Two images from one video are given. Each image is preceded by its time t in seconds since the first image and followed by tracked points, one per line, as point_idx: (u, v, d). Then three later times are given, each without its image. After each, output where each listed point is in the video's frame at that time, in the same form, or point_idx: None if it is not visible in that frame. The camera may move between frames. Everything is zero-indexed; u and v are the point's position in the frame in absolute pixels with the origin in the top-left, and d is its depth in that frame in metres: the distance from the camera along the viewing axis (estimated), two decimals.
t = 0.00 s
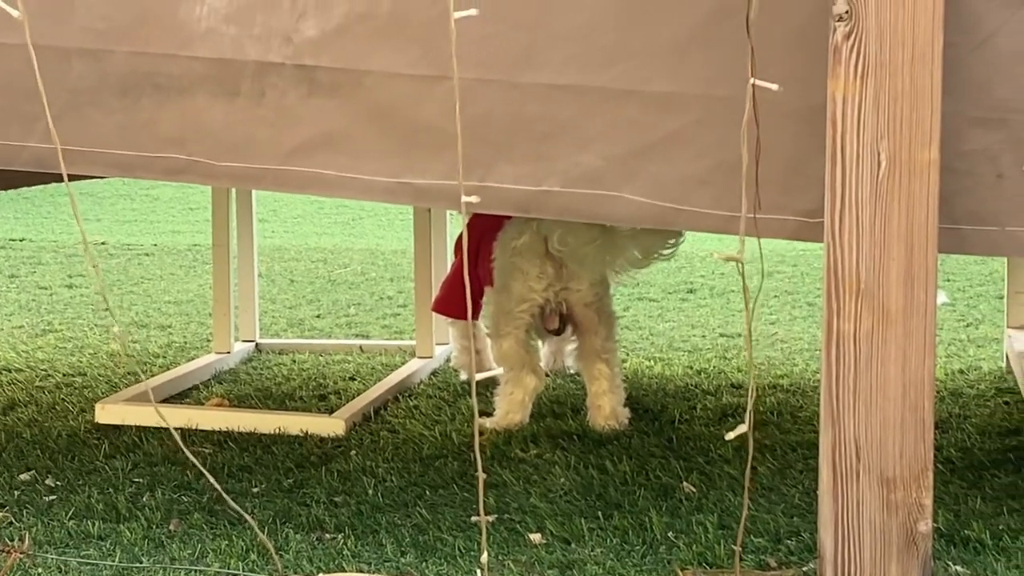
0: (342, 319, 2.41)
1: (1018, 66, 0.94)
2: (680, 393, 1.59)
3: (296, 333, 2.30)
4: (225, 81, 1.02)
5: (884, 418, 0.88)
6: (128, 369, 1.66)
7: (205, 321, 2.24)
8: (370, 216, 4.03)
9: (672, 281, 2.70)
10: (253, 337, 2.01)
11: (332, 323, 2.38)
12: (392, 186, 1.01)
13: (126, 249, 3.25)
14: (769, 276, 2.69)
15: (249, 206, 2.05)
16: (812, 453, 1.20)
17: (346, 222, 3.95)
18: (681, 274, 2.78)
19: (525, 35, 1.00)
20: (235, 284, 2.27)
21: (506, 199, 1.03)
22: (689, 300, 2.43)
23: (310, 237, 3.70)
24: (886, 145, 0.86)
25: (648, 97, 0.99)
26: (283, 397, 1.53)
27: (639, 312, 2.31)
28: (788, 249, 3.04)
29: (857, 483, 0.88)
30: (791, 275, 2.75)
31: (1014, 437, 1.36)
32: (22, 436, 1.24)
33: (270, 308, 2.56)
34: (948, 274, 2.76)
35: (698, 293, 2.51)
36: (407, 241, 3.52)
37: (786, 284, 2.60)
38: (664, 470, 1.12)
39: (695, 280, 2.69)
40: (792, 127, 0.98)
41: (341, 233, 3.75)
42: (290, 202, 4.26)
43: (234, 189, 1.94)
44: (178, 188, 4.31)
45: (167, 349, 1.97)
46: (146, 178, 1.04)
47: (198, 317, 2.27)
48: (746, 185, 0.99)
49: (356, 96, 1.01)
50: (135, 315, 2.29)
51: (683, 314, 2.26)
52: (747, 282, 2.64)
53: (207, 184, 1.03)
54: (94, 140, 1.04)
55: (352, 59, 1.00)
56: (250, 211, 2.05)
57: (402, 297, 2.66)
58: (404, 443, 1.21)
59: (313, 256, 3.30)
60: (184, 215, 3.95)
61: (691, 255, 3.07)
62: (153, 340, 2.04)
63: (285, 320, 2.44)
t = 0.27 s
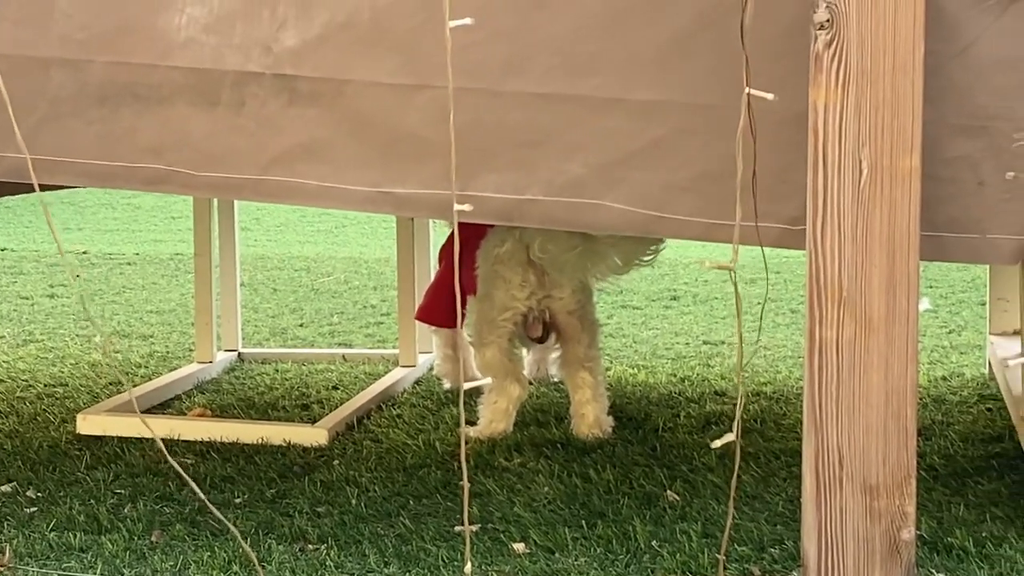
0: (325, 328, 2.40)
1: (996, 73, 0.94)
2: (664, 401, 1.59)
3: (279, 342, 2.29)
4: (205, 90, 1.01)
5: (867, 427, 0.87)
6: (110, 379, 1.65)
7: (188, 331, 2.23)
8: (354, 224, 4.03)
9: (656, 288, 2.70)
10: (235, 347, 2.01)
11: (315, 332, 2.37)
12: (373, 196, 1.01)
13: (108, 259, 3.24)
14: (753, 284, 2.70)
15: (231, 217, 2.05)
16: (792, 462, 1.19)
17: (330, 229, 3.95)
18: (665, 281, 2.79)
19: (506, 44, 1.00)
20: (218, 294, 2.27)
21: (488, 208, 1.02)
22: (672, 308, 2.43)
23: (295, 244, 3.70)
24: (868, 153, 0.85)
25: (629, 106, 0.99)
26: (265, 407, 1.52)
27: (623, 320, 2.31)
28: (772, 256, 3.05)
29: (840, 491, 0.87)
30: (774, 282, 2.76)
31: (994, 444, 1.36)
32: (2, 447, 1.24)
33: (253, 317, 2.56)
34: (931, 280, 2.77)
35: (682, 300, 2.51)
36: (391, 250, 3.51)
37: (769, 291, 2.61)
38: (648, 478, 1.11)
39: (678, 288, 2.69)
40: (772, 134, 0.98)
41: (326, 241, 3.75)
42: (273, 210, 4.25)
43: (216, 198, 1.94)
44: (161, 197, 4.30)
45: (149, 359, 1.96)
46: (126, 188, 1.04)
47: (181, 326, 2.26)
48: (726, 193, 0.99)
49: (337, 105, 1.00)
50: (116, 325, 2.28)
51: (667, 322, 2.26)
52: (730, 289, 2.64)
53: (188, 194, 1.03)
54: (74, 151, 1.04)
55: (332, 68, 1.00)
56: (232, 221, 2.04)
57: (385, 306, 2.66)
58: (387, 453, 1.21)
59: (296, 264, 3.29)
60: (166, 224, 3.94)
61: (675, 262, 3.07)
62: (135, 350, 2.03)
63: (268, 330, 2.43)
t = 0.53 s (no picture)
0: (314, 336, 2.40)
1: (982, 81, 0.94)
2: (653, 408, 1.59)
3: (268, 351, 2.29)
4: (194, 99, 1.01)
5: (856, 434, 0.87)
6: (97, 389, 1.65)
7: (176, 340, 2.23)
8: (342, 233, 4.03)
9: (645, 295, 2.70)
10: (223, 355, 2.00)
11: (303, 341, 2.37)
12: (364, 204, 1.02)
13: (96, 268, 3.23)
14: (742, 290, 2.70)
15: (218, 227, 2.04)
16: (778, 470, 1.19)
17: (320, 237, 3.95)
18: (654, 287, 2.79)
19: (494, 52, 1.00)
20: (206, 303, 2.26)
21: (477, 215, 1.03)
22: (661, 315, 2.43)
23: (285, 253, 3.70)
24: (857, 160, 0.85)
25: (618, 113, 0.99)
26: (254, 416, 1.52)
27: (612, 327, 2.31)
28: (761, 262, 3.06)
29: (829, 498, 0.87)
30: (763, 288, 2.76)
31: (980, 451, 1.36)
32: None
33: (242, 325, 2.55)
34: (920, 286, 2.78)
35: (671, 307, 2.51)
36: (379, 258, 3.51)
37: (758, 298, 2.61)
38: (637, 485, 1.11)
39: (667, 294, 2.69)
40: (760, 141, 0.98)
41: (316, 249, 3.75)
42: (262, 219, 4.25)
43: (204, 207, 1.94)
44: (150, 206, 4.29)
45: (137, 368, 1.95)
46: (115, 197, 1.04)
47: (169, 335, 2.26)
48: (715, 199, 1.00)
49: (326, 112, 1.01)
50: (104, 334, 2.27)
51: (656, 329, 2.26)
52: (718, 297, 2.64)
53: (177, 202, 1.03)
54: (62, 159, 1.04)
55: (322, 76, 1.00)
56: (220, 230, 2.04)
57: (373, 314, 2.66)
58: (375, 462, 1.20)
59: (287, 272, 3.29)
60: (155, 233, 3.93)
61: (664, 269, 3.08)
62: (123, 359, 2.03)
63: (257, 338, 2.43)
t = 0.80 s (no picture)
0: (304, 342, 2.40)
1: (971, 86, 0.94)
2: (645, 414, 1.59)
3: (259, 358, 2.28)
4: (186, 105, 1.01)
5: (847, 438, 0.87)
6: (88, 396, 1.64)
7: (166, 347, 2.22)
8: (331, 240, 4.02)
9: (636, 301, 2.70)
10: (214, 362, 2.00)
11: (293, 347, 2.37)
12: (359, 208, 1.02)
13: (86, 275, 3.21)
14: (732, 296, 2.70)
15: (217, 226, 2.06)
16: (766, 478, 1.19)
17: (311, 245, 3.95)
18: (644, 292, 2.79)
19: (487, 57, 1.00)
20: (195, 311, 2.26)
21: (470, 220, 1.02)
22: (652, 320, 2.43)
23: (276, 259, 3.70)
24: (847, 165, 0.84)
25: (610, 117, 0.99)
26: (245, 422, 1.52)
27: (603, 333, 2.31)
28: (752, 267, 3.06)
29: (822, 504, 0.86)
30: (752, 293, 2.77)
31: (971, 456, 1.36)
32: None
33: (232, 332, 2.55)
34: (911, 291, 2.78)
35: (662, 312, 2.51)
36: (369, 265, 3.50)
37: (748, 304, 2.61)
38: (628, 491, 1.11)
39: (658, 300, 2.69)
40: (751, 145, 0.99)
41: (307, 256, 3.75)
42: (251, 226, 4.25)
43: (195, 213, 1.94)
44: (139, 214, 4.28)
45: (127, 376, 1.95)
46: (105, 203, 1.04)
47: (160, 342, 2.25)
48: (706, 204, 1.00)
49: (319, 118, 1.01)
50: (93, 342, 2.26)
51: (648, 335, 2.26)
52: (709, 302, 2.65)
53: (169, 208, 1.03)
54: (52, 166, 1.04)
55: (314, 82, 1.00)
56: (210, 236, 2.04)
57: (364, 320, 2.66)
58: (367, 468, 1.20)
59: (278, 278, 3.29)
60: (144, 240, 3.91)
61: (654, 274, 3.08)
62: (113, 367, 2.02)
63: (247, 345, 2.43)
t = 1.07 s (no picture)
0: (297, 348, 2.40)
1: (965, 89, 0.94)
2: (639, 418, 1.60)
3: (252, 363, 2.28)
4: (180, 110, 1.01)
5: (840, 443, 0.87)
6: (81, 402, 1.64)
7: (159, 353, 2.22)
8: (324, 245, 4.02)
9: (628, 305, 2.70)
10: (207, 368, 1.99)
11: (286, 353, 2.36)
12: (352, 211, 1.02)
13: (79, 281, 3.21)
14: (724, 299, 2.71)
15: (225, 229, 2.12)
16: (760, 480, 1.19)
17: (304, 250, 3.95)
18: (637, 297, 2.79)
19: (480, 61, 1.00)
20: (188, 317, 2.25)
21: (463, 224, 1.02)
22: (645, 324, 2.42)
23: (269, 264, 3.69)
24: (839, 168, 0.84)
25: (603, 121, 0.99)
26: (238, 428, 1.52)
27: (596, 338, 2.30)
28: (744, 271, 3.07)
29: (815, 508, 0.86)
30: (744, 297, 2.77)
31: (963, 459, 1.36)
32: None
33: (225, 338, 2.55)
34: (904, 294, 2.79)
35: (656, 316, 2.51)
36: (362, 270, 3.50)
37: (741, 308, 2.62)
38: (622, 496, 1.11)
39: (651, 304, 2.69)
40: (744, 149, 0.98)
41: (300, 261, 3.75)
42: (243, 231, 4.25)
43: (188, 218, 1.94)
44: (131, 221, 4.28)
45: (120, 381, 1.95)
46: (98, 208, 1.03)
47: (152, 348, 2.25)
48: (699, 207, 1.00)
49: (313, 122, 1.01)
50: (86, 347, 2.26)
51: (640, 339, 2.26)
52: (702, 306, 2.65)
53: (162, 213, 1.03)
54: (44, 171, 1.03)
55: (308, 87, 1.00)
56: (203, 242, 2.04)
57: (357, 325, 2.66)
58: (360, 473, 1.20)
59: (272, 283, 3.29)
60: (137, 246, 3.91)
61: (648, 278, 3.08)
62: (106, 373, 2.02)
63: (240, 351, 2.42)
